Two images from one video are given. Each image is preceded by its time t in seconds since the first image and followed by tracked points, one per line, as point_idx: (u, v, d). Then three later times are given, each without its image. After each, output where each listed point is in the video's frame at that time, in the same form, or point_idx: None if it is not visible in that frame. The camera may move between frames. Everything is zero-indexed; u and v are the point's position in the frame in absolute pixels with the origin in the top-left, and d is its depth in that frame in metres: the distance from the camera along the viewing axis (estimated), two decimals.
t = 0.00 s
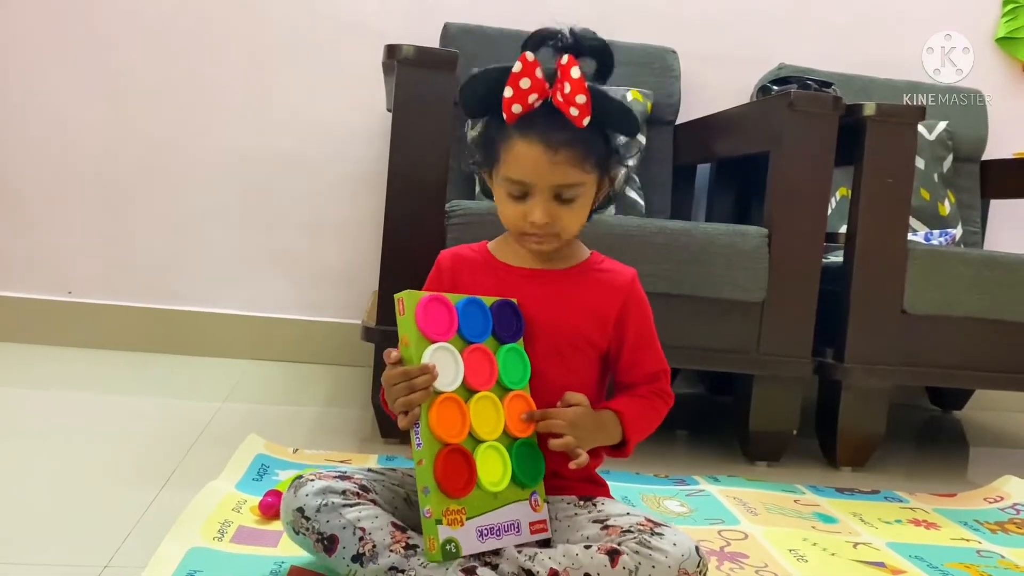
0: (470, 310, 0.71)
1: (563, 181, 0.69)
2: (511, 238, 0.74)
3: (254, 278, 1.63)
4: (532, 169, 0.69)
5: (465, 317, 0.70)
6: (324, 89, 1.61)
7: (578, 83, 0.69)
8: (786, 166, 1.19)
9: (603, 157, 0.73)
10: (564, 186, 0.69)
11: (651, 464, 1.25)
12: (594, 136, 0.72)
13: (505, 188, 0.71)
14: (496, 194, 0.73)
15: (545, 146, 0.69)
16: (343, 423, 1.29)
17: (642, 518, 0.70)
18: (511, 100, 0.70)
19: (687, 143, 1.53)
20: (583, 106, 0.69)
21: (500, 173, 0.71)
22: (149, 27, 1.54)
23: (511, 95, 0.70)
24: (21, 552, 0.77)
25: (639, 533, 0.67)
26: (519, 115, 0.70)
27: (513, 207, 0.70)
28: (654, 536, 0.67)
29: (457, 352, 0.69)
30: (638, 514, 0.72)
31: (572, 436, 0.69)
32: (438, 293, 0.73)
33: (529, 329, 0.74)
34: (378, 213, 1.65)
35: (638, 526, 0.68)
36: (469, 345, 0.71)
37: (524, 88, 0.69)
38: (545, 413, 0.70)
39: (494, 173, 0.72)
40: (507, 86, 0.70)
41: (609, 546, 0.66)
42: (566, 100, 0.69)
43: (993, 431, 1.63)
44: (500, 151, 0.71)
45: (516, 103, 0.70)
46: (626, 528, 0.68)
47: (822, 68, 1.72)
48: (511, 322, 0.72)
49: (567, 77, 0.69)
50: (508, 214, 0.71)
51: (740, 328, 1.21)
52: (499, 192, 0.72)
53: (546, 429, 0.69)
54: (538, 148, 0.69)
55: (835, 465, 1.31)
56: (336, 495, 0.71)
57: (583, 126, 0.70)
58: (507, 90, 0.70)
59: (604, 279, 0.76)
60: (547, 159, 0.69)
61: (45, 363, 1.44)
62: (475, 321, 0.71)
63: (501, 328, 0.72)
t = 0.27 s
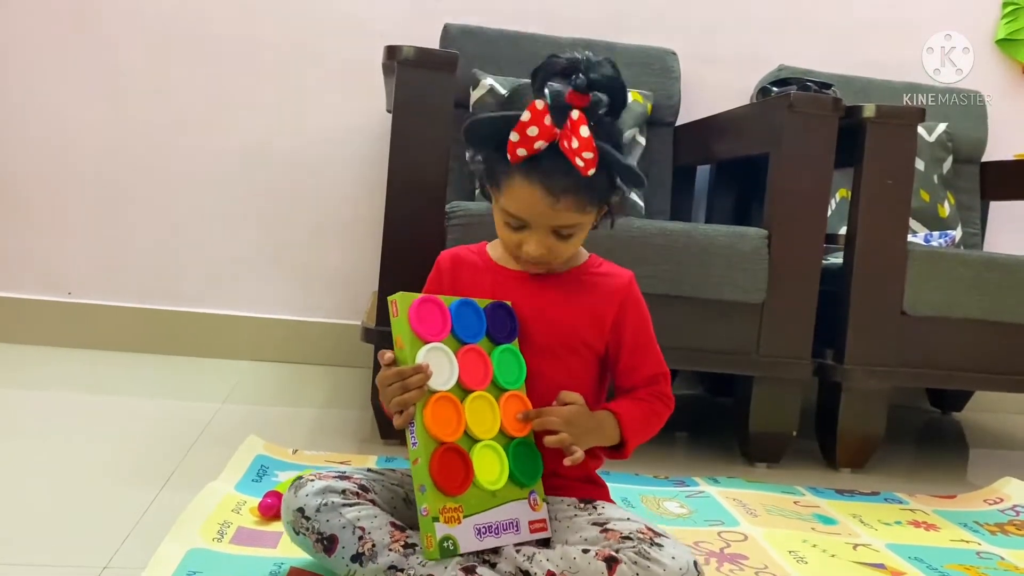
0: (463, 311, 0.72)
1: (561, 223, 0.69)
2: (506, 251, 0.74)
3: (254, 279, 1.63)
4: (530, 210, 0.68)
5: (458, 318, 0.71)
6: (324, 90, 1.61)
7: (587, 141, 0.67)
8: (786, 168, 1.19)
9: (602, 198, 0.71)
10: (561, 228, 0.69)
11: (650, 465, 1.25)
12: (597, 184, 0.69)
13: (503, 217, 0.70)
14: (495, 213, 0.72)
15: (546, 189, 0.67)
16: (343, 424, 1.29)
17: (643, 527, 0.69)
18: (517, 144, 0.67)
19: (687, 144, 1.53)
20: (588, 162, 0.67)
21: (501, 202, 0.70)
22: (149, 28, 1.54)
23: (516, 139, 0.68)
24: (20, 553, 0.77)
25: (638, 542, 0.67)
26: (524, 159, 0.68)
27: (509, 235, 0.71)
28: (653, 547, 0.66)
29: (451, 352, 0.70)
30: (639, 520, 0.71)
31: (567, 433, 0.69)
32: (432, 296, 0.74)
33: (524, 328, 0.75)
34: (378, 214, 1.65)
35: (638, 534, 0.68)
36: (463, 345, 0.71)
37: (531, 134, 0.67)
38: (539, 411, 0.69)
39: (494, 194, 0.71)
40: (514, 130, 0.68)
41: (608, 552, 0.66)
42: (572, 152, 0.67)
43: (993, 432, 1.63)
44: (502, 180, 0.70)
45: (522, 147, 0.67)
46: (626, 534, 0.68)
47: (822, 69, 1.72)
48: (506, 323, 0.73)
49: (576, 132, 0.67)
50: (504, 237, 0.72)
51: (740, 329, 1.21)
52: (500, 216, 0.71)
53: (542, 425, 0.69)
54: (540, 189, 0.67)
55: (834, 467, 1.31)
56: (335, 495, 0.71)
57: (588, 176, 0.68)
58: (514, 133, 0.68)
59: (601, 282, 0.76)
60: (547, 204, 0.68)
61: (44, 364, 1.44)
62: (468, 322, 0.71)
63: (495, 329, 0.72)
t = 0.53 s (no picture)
0: (460, 310, 0.72)
1: (584, 251, 0.69)
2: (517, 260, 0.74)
3: (254, 279, 1.63)
4: (557, 236, 0.68)
5: (454, 318, 0.71)
6: (325, 91, 1.61)
7: (634, 184, 0.67)
8: (786, 169, 1.19)
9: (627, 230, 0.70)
10: (583, 255, 0.69)
11: (650, 467, 1.25)
12: (628, 220, 0.69)
13: (525, 233, 0.70)
14: (515, 225, 0.72)
15: (579, 221, 0.67)
16: (343, 425, 1.29)
17: (644, 529, 0.69)
18: (562, 176, 0.67)
19: (686, 146, 1.53)
20: (629, 203, 0.67)
21: (528, 222, 0.69)
22: (149, 28, 1.54)
23: (562, 171, 0.67)
24: (20, 553, 0.77)
25: (640, 544, 0.67)
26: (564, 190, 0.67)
27: (528, 252, 0.70)
28: (655, 550, 0.66)
29: (448, 352, 0.70)
30: (640, 522, 0.71)
31: (566, 436, 0.69)
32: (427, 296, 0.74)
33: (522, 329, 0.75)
34: (378, 215, 1.65)
35: (639, 536, 0.68)
36: (460, 345, 0.71)
37: (578, 170, 0.66)
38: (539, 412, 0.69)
39: (518, 208, 0.70)
40: (561, 162, 0.67)
41: (609, 553, 0.66)
42: (615, 192, 0.66)
43: (993, 433, 1.63)
44: (531, 197, 0.69)
45: (565, 180, 0.67)
46: (627, 535, 0.68)
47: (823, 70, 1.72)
48: (503, 322, 0.73)
49: (625, 173, 0.66)
50: (521, 251, 0.71)
51: (740, 330, 1.21)
52: (521, 233, 0.71)
53: (543, 426, 0.69)
54: (572, 221, 0.67)
55: (834, 468, 1.31)
56: (337, 495, 0.71)
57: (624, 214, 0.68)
58: (560, 166, 0.67)
59: (602, 291, 0.77)
60: (575, 232, 0.68)
61: (44, 365, 1.44)
62: (465, 321, 0.71)
63: (493, 328, 0.72)
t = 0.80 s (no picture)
0: (470, 310, 0.71)
1: (597, 235, 0.69)
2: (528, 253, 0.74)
3: (254, 280, 1.63)
4: (572, 219, 0.68)
5: (465, 317, 0.70)
6: (325, 91, 1.61)
7: (650, 159, 0.67)
8: (786, 170, 1.19)
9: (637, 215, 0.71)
10: (596, 240, 0.69)
11: (650, 467, 1.25)
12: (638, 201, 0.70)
13: (539, 220, 0.69)
14: (527, 214, 0.71)
15: (595, 202, 0.67)
16: (343, 426, 1.29)
17: (641, 527, 0.69)
18: (578, 154, 0.67)
19: (686, 146, 1.53)
20: (645, 179, 0.67)
21: (541, 207, 0.69)
22: (149, 29, 1.54)
23: (577, 149, 0.67)
24: (21, 553, 0.77)
25: (636, 542, 0.66)
26: (580, 169, 0.67)
27: (541, 239, 0.70)
28: (650, 548, 0.66)
29: (456, 352, 0.69)
30: (637, 521, 0.71)
31: (571, 436, 0.69)
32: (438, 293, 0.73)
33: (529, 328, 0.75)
34: (378, 215, 1.65)
35: (635, 535, 0.68)
36: (470, 344, 0.71)
37: (594, 147, 0.67)
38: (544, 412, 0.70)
39: (530, 197, 0.70)
40: (577, 139, 0.68)
41: (604, 553, 0.66)
42: (631, 168, 0.67)
43: (992, 434, 1.63)
44: (544, 184, 0.69)
45: (581, 158, 0.67)
46: (623, 535, 0.68)
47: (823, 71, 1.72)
48: (513, 323, 0.72)
49: (641, 148, 0.67)
50: (534, 240, 0.71)
51: (740, 331, 1.21)
52: (532, 221, 0.70)
53: (547, 427, 0.69)
54: (588, 202, 0.67)
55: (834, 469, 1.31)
56: (337, 495, 0.71)
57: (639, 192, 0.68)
58: (576, 143, 0.67)
59: (607, 292, 0.77)
60: (589, 215, 0.67)
61: (44, 366, 1.44)
62: (475, 320, 0.71)
63: (502, 329, 0.72)
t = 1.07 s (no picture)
0: (472, 312, 0.71)
1: (606, 236, 0.69)
2: (536, 257, 0.74)
3: (254, 280, 1.63)
4: (581, 222, 0.68)
5: (466, 320, 0.70)
6: (325, 92, 1.61)
7: (656, 158, 0.67)
8: (786, 171, 1.19)
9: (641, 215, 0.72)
10: (605, 241, 0.69)
11: (650, 468, 1.25)
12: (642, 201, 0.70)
13: (546, 225, 0.69)
14: (532, 219, 0.71)
15: (602, 204, 0.68)
16: (343, 426, 1.29)
17: (641, 528, 0.69)
18: (583, 159, 0.67)
19: (686, 147, 1.53)
20: (652, 178, 0.67)
21: (547, 212, 0.69)
22: (150, 30, 1.55)
23: (583, 154, 0.67)
24: (22, 554, 0.77)
25: (636, 544, 0.67)
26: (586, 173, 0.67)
27: (550, 244, 0.70)
28: (650, 549, 0.66)
29: (457, 354, 0.70)
30: (638, 522, 0.71)
31: (573, 437, 0.70)
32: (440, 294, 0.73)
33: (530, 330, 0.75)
34: (379, 216, 1.65)
35: (635, 536, 0.68)
36: (471, 347, 0.71)
37: (599, 151, 0.67)
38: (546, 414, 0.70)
39: (535, 202, 0.70)
40: (582, 144, 0.67)
41: (605, 555, 0.66)
42: (637, 168, 0.67)
43: (993, 435, 1.63)
44: (548, 189, 0.69)
45: (587, 163, 0.67)
46: (624, 536, 0.68)
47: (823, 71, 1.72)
48: (514, 325, 0.72)
49: (647, 148, 0.67)
50: (542, 246, 0.71)
51: (740, 332, 1.21)
52: (539, 225, 0.70)
53: (548, 429, 0.69)
54: (595, 205, 0.68)
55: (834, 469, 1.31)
56: (335, 499, 0.71)
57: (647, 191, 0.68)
58: (581, 149, 0.67)
59: (608, 292, 0.77)
60: (596, 217, 0.68)
61: (45, 366, 1.45)
62: (477, 323, 0.71)
63: (504, 331, 0.72)
